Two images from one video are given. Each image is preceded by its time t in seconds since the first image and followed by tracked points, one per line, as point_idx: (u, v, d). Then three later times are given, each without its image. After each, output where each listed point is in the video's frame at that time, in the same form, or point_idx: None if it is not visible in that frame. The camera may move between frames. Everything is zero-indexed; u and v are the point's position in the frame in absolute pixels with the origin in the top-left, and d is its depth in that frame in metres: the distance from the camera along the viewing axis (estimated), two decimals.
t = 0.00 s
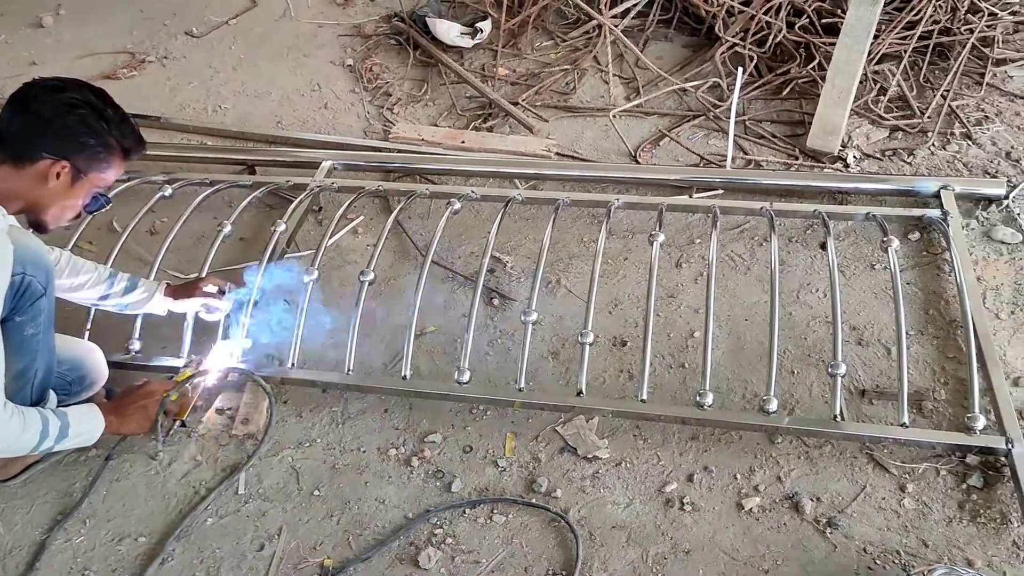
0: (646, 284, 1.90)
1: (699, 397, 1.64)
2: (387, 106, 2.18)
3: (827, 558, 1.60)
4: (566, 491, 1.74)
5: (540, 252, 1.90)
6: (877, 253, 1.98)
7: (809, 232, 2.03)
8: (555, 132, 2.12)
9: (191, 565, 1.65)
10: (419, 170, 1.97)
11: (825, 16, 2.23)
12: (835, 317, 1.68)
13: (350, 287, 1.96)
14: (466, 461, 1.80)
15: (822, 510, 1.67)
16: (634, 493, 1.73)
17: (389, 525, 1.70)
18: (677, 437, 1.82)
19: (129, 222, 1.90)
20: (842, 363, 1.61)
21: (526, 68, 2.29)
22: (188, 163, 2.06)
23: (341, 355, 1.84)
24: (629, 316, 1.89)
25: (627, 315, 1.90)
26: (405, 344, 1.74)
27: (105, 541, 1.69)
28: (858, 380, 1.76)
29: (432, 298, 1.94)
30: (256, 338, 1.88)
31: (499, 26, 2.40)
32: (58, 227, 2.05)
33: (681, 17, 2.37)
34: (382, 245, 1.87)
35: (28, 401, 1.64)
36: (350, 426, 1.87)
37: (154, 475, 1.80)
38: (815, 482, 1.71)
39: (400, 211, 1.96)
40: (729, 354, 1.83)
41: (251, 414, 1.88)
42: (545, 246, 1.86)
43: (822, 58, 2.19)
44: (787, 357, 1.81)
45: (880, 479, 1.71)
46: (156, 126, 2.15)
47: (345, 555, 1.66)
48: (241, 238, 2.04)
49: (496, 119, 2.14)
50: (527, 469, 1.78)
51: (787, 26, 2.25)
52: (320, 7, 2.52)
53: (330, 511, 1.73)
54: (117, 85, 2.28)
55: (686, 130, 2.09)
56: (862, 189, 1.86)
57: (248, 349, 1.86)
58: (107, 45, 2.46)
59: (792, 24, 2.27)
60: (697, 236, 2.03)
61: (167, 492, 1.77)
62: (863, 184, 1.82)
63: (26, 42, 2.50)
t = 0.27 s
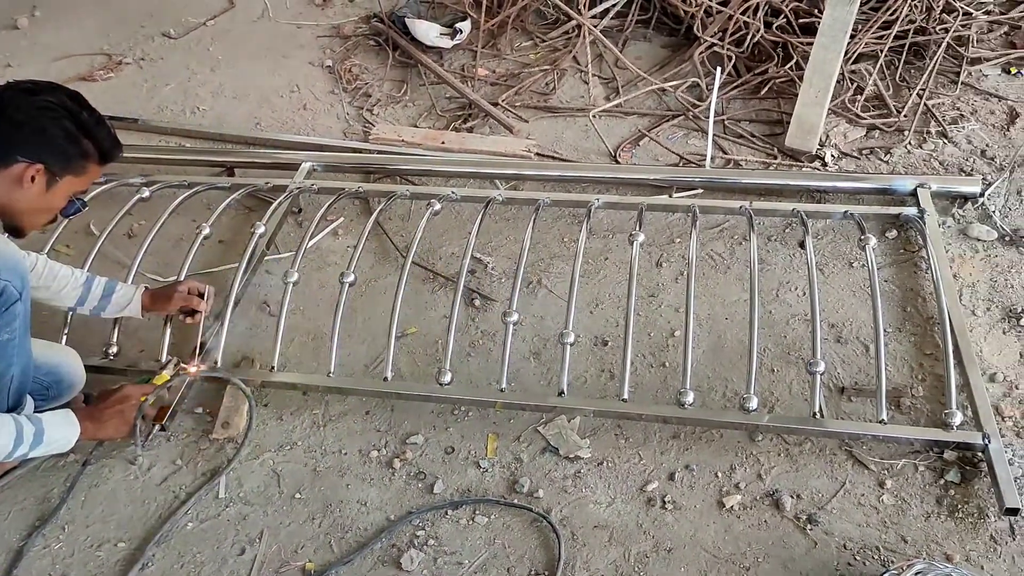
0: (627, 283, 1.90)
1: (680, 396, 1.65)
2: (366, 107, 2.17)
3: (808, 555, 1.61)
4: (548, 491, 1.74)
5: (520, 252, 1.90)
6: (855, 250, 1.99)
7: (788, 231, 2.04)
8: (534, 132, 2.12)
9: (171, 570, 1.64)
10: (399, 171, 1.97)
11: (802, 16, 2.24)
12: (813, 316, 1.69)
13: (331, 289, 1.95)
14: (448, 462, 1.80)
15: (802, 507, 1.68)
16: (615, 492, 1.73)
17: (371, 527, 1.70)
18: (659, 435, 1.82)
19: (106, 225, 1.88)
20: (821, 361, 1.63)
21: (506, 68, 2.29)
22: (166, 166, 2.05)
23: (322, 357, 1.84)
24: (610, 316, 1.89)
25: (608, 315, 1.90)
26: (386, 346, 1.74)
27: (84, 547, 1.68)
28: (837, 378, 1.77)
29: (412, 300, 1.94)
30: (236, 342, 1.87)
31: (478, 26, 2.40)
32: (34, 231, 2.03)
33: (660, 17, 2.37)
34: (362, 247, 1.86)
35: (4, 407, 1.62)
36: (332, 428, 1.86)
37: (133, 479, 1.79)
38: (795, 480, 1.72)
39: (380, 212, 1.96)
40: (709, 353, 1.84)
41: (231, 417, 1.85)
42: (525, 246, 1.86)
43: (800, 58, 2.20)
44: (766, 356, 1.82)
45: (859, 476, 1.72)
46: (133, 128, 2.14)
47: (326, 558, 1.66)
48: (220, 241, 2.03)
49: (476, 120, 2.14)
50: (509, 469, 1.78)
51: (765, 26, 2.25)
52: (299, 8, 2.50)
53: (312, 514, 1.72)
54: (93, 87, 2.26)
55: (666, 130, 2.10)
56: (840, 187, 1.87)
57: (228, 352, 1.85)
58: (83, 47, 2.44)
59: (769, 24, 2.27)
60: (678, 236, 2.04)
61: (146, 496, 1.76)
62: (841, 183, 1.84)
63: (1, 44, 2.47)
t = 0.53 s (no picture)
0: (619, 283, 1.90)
1: (672, 395, 1.65)
2: (357, 108, 2.17)
3: (800, 553, 1.61)
4: (541, 491, 1.74)
5: (513, 252, 1.90)
6: (846, 249, 2.00)
7: (779, 230, 2.05)
8: (526, 132, 2.12)
9: (164, 572, 1.64)
10: (391, 172, 1.97)
11: (792, 16, 2.25)
12: (805, 315, 1.70)
13: (323, 290, 1.95)
14: (441, 462, 1.80)
15: (795, 505, 1.68)
16: (608, 492, 1.73)
17: (365, 527, 1.70)
18: (651, 435, 1.82)
19: (97, 227, 1.87)
20: (813, 359, 1.64)
21: (497, 69, 2.29)
22: (157, 167, 2.04)
23: (314, 358, 1.83)
24: (602, 316, 1.89)
25: (600, 314, 1.90)
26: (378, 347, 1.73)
27: (76, 549, 1.67)
28: (829, 376, 1.77)
29: (405, 300, 1.94)
30: (228, 343, 1.86)
31: (469, 26, 2.40)
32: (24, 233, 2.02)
33: (651, 17, 2.38)
34: (354, 247, 1.86)
35: None
36: (324, 429, 1.86)
37: (125, 481, 1.78)
38: (787, 478, 1.73)
39: (372, 213, 1.96)
40: (701, 352, 1.84)
41: (224, 418, 1.85)
42: (518, 246, 1.86)
43: (790, 58, 2.21)
44: (758, 355, 1.82)
45: (851, 474, 1.73)
46: (123, 129, 2.13)
47: (320, 559, 1.65)
48: (212, 242, 2.02)
49: (467, 120, 2.14)
50: (502, 469, 1.78)
51: (755, 26, 2.27)
52: (289, 9, 2.50)
53: (305, 515, 1.72)
54: (83, 88, 2.25)
55: (657, 130, 2.10)
56: (830, 187, 1.88)
57: (220, 354, 1.84)
58: (72, 48, 2.43)
59: (760, 23, 2.28)
60: (670, 235, 2.05)
61: (139, 498, 1.75)
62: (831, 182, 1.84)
63: None
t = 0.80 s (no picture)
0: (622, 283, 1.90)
1: (675, 395, 1.65)
2: (360, 107, 2.17)
3: (804, 553, 1.61)
4: (545, 491, 1.74)
5: (516, 252, 1.90)
6: (850, 250, 2.00)
7: (782, 230, 2.05)
8: (529, 132, 2.12)
9: (168, 571, 1.63)
10: (394, 171, 1.97)
11: (795, 16, 2.25)
12: (808, 315, 1.70)
13: (326, 289, 1.94)
14: (444, 462, 1.79)
15: (798, 506, 1.68)
16: (611, 492, 1.73)
17: (369, 527, 1.69)
18: (655, 435, 1.82)
19: (101, 226, 1.87)
20: (817, 360, 1.63)
21: (500, 69, 2.29)
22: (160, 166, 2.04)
23: (317, 357, 1.83)
24: (605, 316, 1.89)
25: (603, 314, 1.90)
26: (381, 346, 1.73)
27: (80, 549, 1.67)
28: (832, 376, 1.77)
29: (408, 300, 1.93)
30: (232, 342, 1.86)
31: (471, 26, 2.39)
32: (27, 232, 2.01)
33: (653, 17, 2.38)
34: (357, 247, 1.86)
35: None
36: (327, 428, 1.85)
37: (129, 480, 1.77)
38: (791, 479, 1.73)
39: (375, 212, 1.95)
40: (704, 352, 1.84)
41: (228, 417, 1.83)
42: (521, 246, 1.86)
43: (793, 58, 2.21)
44: (761, 355, 1.82)
45: (855, 474, 1.72)
46: (126, 128, 2.12)
47: (323, 558, 1.65)
48: (215, 241, 2.02)
49: (470, 120, 2.14)
50: (505, 469, 1.78)
51: (758, 26, 2.27)
52: (291, 8, 2.50)
53: (309, 514, 1.72)
54: (86, 88, 2.24)
55: (660, 130, 2.10)
56: (834, 187, 1.88)
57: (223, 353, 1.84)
58: (74, 47, 2.43)
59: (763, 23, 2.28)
60: (673, 235, 2.04)
61: (142, 498, 1.74)
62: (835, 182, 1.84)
63: None
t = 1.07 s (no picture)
0: (633, 282, 1.90)
1: (686, 395, 1.65)
2: (371, 105, 2.17)
3: (815, 554, 1.61)
4: (555, 489, 1.74)
5: (527, 251, 1.90)
6: (861, 250, 2.00)
7: (793, 229, 2.04)
8: (539, 131, 2.12)
9: (180, 567, 1.64)
10: (405, 169, 1.97)
11: (807, 16, 2.24)
12: (819, 315, 1.69)
13: (337, 287, 1.95)
14: (454, 460, 1.79)
15: (809, 506, 1.68)
16: (622, 491, 1.73)
17: (379, 524, 1.70)
18: (665, 434, 1.82)
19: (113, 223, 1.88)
20: (828, 360, 1.63)
21: (510, 67, 2.29)
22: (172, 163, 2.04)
23: (328, 355, 1.84)
24: (615, 315, 1.89)
25: (613, 313, 1.90)
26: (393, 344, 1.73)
27: (92, 544, 1.68)
28: (844, 377, 1.77)
29: (418, 298, 1.94)
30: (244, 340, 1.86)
31: (482, 24, 2.39)
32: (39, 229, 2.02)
33: (664, 16, 2.38)
34: (368, 245, 1.86)
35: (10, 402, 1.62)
36: (338, 426, 1.86)
37: (141, 476, 1.78)
38: (802, 479, 1.72)
39: (386, 211, 1.95)
40: (715, 352, 1.83)
41: (240, 413, 1.85)
42: (532, 245, 1.86)
43: (804, 58, 2.20)
44: (772, 355, 1.82)
45: (866, 475, 1.72)
46: (138, 125, 2.13)
47: (334, 555, 1.65)
48: (226, 238, 2.02)
49: (480, 119, 2.14)
50: (515, 468, 1.78)
51: (770, 25, 2.26)
52: (302, 6, 2.50)
53: (320, 511, 1.72)
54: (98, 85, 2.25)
55: (670, 129, 2.10)
56: (846, 187, 1.88)
57: (235, 350, 1.84)
58: (86, 44, 2.43)
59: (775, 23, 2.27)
60: (683, 234, 2.04)
61: (154, 494, 1.75)
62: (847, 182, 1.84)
63: (4, 42, 2.46)
